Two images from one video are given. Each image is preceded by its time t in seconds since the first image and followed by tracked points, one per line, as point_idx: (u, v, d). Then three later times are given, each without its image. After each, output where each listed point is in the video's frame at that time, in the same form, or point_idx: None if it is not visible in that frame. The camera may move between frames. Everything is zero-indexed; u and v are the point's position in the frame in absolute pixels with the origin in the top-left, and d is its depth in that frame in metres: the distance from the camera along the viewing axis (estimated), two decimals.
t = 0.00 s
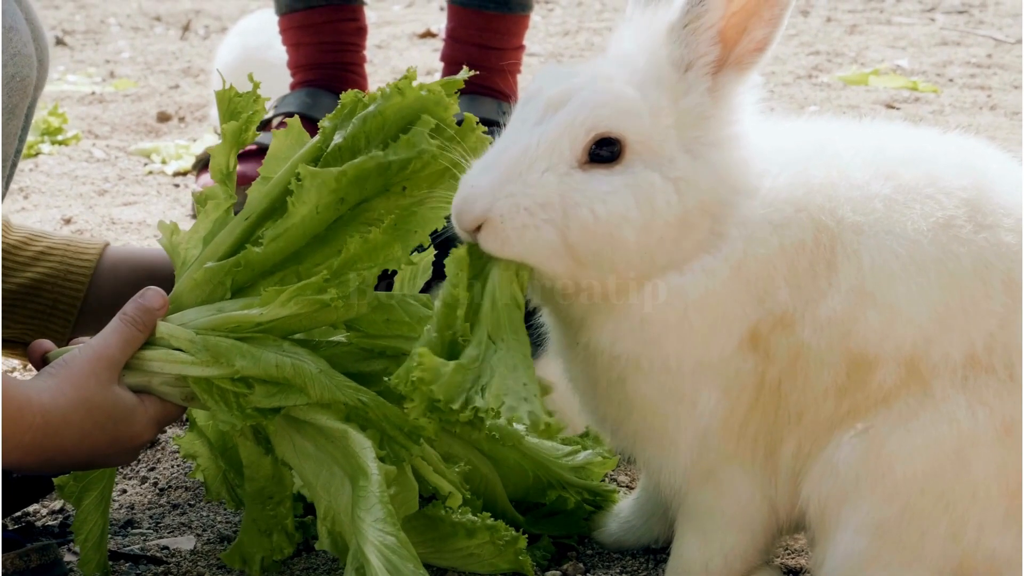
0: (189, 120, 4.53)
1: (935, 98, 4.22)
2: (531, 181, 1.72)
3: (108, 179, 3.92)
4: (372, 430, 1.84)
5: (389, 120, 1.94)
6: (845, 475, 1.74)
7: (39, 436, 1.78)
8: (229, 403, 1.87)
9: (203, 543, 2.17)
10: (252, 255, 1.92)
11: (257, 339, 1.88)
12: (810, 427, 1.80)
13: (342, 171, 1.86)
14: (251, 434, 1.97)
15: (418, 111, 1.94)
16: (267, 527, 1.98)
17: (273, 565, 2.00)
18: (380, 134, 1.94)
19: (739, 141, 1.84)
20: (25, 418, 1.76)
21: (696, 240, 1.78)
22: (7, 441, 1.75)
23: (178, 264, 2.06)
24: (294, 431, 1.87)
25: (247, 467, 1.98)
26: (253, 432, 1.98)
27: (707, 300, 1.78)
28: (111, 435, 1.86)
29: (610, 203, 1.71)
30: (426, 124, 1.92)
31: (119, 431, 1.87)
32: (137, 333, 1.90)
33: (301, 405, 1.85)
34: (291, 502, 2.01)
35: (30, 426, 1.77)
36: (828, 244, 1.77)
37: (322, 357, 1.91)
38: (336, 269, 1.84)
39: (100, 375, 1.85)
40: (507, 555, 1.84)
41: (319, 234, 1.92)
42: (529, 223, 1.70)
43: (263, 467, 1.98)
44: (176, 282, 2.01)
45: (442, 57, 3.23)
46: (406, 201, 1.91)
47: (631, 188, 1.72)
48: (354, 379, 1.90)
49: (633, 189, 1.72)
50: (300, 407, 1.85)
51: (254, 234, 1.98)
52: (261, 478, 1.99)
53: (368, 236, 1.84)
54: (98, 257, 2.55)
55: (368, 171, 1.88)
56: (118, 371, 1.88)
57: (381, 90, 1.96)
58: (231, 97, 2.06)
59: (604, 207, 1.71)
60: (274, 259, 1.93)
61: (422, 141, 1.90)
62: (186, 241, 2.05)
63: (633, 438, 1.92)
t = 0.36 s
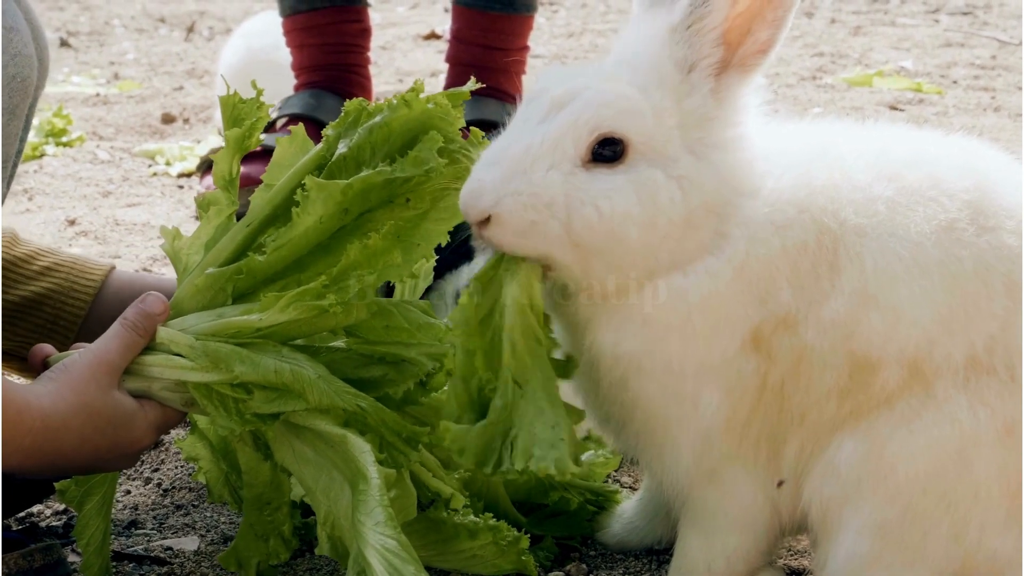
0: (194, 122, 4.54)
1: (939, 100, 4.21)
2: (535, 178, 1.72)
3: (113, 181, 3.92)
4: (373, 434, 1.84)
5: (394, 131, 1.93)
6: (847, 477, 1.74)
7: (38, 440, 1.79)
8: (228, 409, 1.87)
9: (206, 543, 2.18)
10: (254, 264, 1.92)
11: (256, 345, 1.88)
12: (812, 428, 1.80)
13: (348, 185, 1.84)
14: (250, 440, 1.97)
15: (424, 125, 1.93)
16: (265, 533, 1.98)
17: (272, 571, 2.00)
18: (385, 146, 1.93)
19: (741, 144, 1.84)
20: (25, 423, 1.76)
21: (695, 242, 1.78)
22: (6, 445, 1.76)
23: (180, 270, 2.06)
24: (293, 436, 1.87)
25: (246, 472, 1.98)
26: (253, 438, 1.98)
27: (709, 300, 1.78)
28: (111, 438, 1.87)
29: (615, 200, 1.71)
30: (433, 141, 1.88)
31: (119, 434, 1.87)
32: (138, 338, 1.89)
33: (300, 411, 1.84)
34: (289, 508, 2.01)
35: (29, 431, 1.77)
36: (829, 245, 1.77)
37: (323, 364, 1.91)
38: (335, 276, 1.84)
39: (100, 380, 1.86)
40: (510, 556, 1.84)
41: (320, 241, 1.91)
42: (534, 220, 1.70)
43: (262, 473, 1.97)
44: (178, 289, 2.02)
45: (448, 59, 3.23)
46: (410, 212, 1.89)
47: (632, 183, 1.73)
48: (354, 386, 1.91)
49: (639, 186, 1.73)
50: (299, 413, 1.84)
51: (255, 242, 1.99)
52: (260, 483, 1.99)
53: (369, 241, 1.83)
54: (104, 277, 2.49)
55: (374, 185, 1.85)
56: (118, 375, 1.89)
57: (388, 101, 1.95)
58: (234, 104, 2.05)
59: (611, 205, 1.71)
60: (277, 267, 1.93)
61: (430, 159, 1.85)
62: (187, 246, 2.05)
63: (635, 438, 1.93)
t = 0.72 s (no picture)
0: (193, 123, 4.54)
1: (938, 101, 4.22)
2: (526, 183, 1.72)
3: (111, 181, 3.92)
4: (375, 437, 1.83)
5: (401, 136, 1.94)
6: (847, 479, 1.74)
7: (42, 441, 1.78)
8: (232, 411, 1.87)
9: (205, 545, 2.18)
10: (259, 266, 1.92)
11: (261, 347, 1.88)
12: (811, 431, 1.80)
13: (357, 192, 1.85)
14: (254, 441, 1.97)
15: (432, 129, 1.94)
16: (271, 534, 1.98)
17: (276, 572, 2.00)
18: (392, 151, 1.94)
19: (739, 147, 1.85)
20: (27, 424, 1.76)
21: (692, 244, 1.79)
22: (9, 446, 1.75)
23: (183, 272, 2.06)
24: (298, 438, 1.87)
25: (250, 473, 1.98)
26: (257, 439, 1.98)
27: (706, 302, 1.78)
28: (115, 439, 1.86)
29: (609, 205, 1.71)
30: (444, 145, 1.92)
31: (123, 435, 1.87)
32: (142, 340, 1.90)
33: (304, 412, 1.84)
34: (294, 508, 2.01)
35: (32, 431, 1.76)
36: (827, 247, 1.77)
37: (327, 365, 1.92)
38: (340, 278, 1.83)
39: (103, 381, 1.85)
40: (512, 559, 1.84)
41: (327, 246, 1.91)
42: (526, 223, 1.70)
43: (265, 475, 1.98)
44: (182, 291, 2.02)
45: (446, 59, 3.23)
46: (416, 219, 1.89)
47: (625, 190, 1.73)
48: (358, 387, 1.91)
49: (630, 191, 1.73)
50: (303, 415, 1.85)
51: (260, 243, 1.99)
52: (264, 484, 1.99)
53: (373, 244, 1.83)
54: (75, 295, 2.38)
55: (382, 192, 1.87)
56: (122, 377, 1.89)
57: (395, 106, 1.96)
58: (241, 107, 2.05)
59: (601, 210, 1.71)
60: (281, 270, 1.93)
61: (440, 167, 1.88)
62: (192, 249, 2.06)
63: (632, 441, 1.92)
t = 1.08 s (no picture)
0: (195, 125, 4.54)
1: (941, 104, 4.22)
2: (527, 190, 1.72)
3: (114, 183, 3.93)
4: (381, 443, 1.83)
5: (404, 141, 1.95)
6: (852, 483, 1.74)
7: (44, 447, 1.77)
8: (236, 417, 1.87)
9: (208, 548, 2.18)
10: (263, 272, 1.93)
11: (265, 352, 1.88)
12: (816, 435, 1.81)
13: (361, 197, 1.85)
14: (258, 448, 1.96)
15: (435, 134, 1.96)
16: (273, 541, 1.98)
17: None
18: (396, 155, 1.95)
19: (744, 151, 1.85)
20: (31, 429, 1.75)
21: (693, 246, 1.79)
22: (12, 451, 1.74)
23: (188, 278, 2.07)
24: (302, 445, 1.87)
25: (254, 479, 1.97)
26: (261, 445, 1.97)
27: (710, 305, 1.78)
28: (117, 445, 1.86)
29: (609, 210, 1.71)
30: (445, 152, 1.94)
31: (125, 441, 1.87)
32: (146, 345, 1.90)
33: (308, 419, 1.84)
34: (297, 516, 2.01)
35: (36, 436, 1.76)
36: (833, 251, 1.78)
37: (332, 372, 1.91)
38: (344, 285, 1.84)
39: (106, 387, 1.85)
40: (518, 564, 1.83)
41: (330, 251, 1.92)
42: (528, 229, 1.71)
43: (269, 480, 1.96)
44: (187, 296, 2.02)
45: (449, 62, 3.23)
46: (419, 224, 1.92)
47: (626, 196, 1.73)
48: (363, 394, 1.89)
49: (629, 197, 1.73)
50: (305, 421, 1.84)
51: (265, 250, 1.99)
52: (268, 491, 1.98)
53: (377, 250, 1.86)
54: (52, 289, 2.41)
55: (386, 197, 1.88)
56: (125, 382, 1.89)
57: (399, 111, 1.98)
58: (245, 113, 2.06)
59: (600, 215, 1.71)
60: (285, 275, 1.94)
61: (442, 171, 1.90)
62: (197, 254, 2.06)
63: (636, 444, 1.92)
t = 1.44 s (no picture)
0: (195, 129, 4.55)
1: (942, 107, 4.22)
2: (529, 196, 1.73)
3: (115, 187, 3.93)
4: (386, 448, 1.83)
5: (409, 145, 1.96)
6: (854, 486, 1.74)
7: (52, 452, 1.80)
8: (242, 422, 1.87)
9: (210, 552, 2.18)
10: (269, 276, 1.92)
11: (272, 358, 1.88)
12: (818, 438, 1.81)
13: (363, 198, 1.88)
14: (264, 453, 1.96)
15: (440, 138, 1.97)
16: (278, 546, 1.98)
17: None
18: (400, 159, 1.96)
19: (746, 154, 1.85)
20: (38, 434, 1.78)
21: (694, 250, 1.79)
22: (20, 455, 1.77)
23: (195, 283, 2.06)
24: (308, 450, 1.87)
25: (259, 485, 1.97)
26: (266, 451, 1.97)
27: (712, 308, 1.78)
28: (124, 451, 1.87)
29: (613, 213, 1.72)
30: (448, 152, 1.95)
31: (132, 447, 1.87)
32: (154, 351, 1.90)
33: (314, 424, 1.84)
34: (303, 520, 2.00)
35: (43, 441, 1.78)
36: (834, 255, 1.78)
37: (337, 377, 1.91)
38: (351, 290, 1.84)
39: (113, 393, 1.86)
40: (523, 568, 1.83)
41: (336, 255, 1.92)
42: (530, 234, 1.71)
43: (275, 485, 1.97)
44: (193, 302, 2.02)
45: (449, 66, 3.23)
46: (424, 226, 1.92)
47: (629, 199, 1.73)
48: (369, 399, 1.90)
49: (634, 200, 1.73)
50: (312, 426, 1.84)
51: (271, 254, 1.99)
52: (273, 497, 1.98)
53: (383, 256, 1.85)
54: (41, 270, 2.46)
55: (390, 198, 1.90)
56: (132, 388, 1.89)
57: (404, 114, 1.99)
58: (251, 117, 2.05)
59: (605, 219, 1.71)
60: (291, 279, 1.93)
61: (444, 170, 1.91)
62: (203, 260, 2.06)
63: (639, 448, 1.92)
